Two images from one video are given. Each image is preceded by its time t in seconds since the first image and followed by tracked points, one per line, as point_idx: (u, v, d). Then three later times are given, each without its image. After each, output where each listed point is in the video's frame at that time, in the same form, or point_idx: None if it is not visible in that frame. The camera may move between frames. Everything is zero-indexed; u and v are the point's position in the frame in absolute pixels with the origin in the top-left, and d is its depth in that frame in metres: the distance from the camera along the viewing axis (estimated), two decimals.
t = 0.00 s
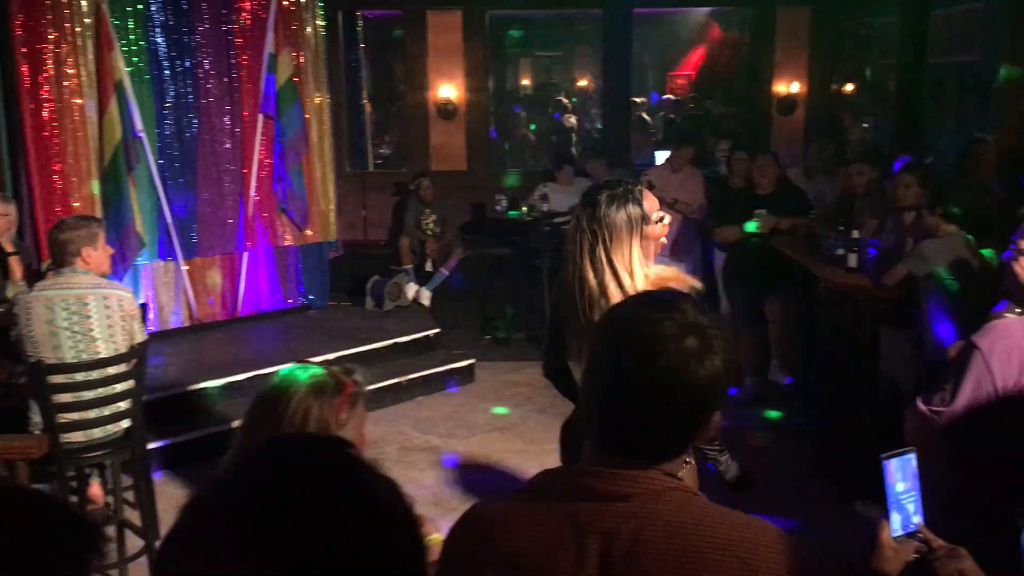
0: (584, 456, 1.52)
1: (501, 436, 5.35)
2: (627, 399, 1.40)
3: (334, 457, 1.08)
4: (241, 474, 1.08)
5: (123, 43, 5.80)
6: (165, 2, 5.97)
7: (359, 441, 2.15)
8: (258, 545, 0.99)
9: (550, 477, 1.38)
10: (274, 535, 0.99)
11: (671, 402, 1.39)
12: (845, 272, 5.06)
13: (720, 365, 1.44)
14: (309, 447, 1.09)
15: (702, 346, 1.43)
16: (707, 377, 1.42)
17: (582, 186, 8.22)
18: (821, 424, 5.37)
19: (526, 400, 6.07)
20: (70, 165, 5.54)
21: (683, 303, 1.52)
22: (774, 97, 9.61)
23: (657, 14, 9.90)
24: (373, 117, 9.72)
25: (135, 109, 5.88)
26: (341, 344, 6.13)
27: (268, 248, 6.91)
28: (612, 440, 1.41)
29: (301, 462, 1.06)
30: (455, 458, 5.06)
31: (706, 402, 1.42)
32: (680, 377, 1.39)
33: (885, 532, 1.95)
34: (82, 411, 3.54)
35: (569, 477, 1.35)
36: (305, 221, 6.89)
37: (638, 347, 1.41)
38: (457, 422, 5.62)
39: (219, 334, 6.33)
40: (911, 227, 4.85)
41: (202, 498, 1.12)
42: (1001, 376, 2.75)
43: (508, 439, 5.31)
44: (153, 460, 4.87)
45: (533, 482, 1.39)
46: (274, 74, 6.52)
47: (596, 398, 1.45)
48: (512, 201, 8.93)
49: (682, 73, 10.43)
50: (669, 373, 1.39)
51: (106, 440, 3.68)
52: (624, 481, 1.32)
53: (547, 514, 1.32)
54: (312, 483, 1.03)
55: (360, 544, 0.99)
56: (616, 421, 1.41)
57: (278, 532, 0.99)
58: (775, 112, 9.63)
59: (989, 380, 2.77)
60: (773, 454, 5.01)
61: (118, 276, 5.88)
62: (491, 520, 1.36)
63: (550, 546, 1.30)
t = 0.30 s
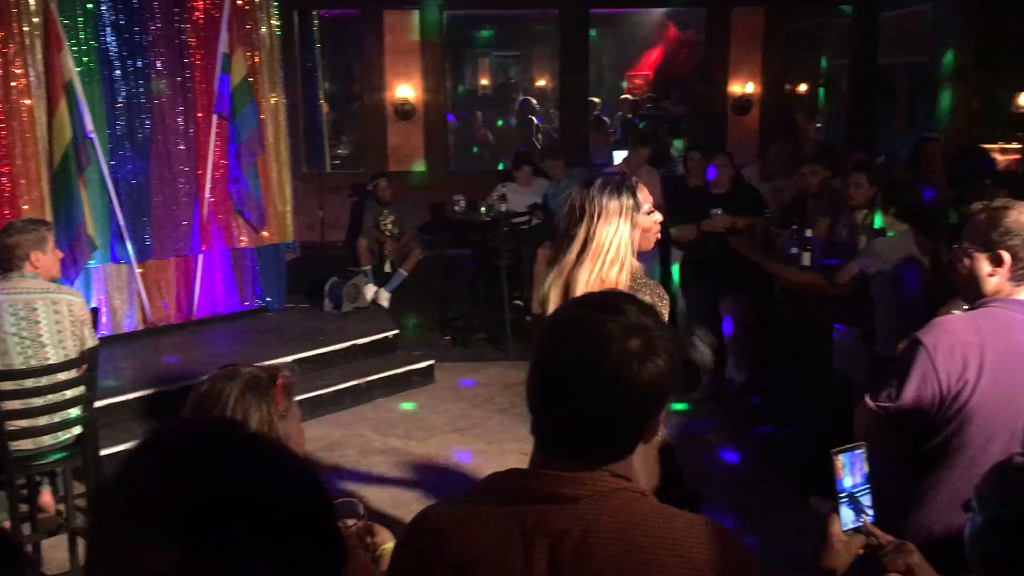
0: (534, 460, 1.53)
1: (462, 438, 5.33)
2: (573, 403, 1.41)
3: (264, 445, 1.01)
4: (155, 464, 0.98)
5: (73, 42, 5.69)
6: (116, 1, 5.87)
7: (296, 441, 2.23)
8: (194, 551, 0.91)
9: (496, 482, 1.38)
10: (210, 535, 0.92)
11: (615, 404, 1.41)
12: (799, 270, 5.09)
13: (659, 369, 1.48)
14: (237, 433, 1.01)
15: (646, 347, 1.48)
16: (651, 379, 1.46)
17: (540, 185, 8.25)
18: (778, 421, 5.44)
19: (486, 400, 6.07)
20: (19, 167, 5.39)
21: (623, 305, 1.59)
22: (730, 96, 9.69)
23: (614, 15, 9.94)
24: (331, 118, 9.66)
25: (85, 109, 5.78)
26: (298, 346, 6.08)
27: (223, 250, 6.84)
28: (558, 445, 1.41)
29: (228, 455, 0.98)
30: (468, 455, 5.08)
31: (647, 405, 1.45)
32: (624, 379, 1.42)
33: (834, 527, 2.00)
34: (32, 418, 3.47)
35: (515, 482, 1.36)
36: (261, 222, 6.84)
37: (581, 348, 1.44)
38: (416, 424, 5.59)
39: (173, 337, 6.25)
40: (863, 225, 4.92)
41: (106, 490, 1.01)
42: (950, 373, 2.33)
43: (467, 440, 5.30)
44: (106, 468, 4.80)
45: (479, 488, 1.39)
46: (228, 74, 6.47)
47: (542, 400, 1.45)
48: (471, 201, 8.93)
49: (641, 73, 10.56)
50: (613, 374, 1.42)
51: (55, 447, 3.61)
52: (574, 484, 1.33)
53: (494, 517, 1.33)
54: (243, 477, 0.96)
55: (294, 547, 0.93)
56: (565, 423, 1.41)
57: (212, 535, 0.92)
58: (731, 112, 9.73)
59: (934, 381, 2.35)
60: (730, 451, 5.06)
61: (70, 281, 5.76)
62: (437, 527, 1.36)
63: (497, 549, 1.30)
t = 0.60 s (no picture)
0: (499, 464, 1.53)
1: (434, 439, 5.32)
2: (540, 405, 1.41)
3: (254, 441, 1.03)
4: (138, 464, 0.95)
5: (36, 41, 5.61)
6: None
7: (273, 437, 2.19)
8: (193, 548, 0.92)
9: (464, 485, 1.37)
10: (212, 530, 0.94)
11: (581, 404, 1.42)
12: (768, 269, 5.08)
13: (621, 371, 1.50)
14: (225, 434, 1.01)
15: (609, 349, 1.52)
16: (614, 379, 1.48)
17: (510, 185, 8.26)
18: (749, 419, 5.48)
19: (458, 400, 6.06)
20: None
21: (588, 306, 1.62)
22: (699, 96, 9.75)
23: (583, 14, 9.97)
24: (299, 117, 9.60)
25: (50, 110, 5.69)
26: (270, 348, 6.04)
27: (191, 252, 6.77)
28: (527, 446, 1.41)
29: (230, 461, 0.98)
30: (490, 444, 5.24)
31: (612, 405, 1.47)
32: (589, 380, 1.44)
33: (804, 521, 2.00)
34: None
35: (483, 485, 1.35)
36: (229, 224, 6.79)
37: (547, 349, 1.45)
38: (388, 425, 5.57)
39: (141, 340, 6.17)
40: (831, 224, 4.97)
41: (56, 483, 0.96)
42: (913, 366, 2.38)
43: (440, 441, 5.29)
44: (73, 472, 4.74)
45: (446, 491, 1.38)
46: (195, 74, 6.38)
47: (508, 401, 1.44)
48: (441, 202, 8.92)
49: (611, 73, 10.73)
50: (578, 375, 1.43)
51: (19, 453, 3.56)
52: (542, 486, 1.33)
53: (464, 518, 1.32)
54: (244, 475, 0.98)
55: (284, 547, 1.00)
56: (531, 425, 1.41)
57: (211, 535, 0.93)
58: (699, 112, 9.79)
59: (899, 370, 2.40)
60: (701, 449, 5.09)
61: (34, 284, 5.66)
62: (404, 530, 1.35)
63: (467, 553, 1.29)
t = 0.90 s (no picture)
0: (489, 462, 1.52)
1: (419, 439, 5.31)
2: (530, 403, 1.41)
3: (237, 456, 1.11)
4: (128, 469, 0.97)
5: (16, 40, 5.55)
6: None
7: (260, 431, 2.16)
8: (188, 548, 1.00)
9: (453, 483, 1.36)
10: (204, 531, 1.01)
11: (569, 401, 1.42)
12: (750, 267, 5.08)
13: (610, 367, 1.50)
14: (215, 420, 1.21)
15: (597, 345, 1.51)
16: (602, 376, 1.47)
17: (494, 184, 8.27)
18: (732, 417, 5.50)
19: (443, 400, 6.05)
20: None
21: (574, 303, 1.61)
22: (683, 96, 9.78)
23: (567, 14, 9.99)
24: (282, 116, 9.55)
25: (29, 109, 5.63)
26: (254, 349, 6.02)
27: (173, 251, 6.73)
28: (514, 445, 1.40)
29: (219, 450, 1.18)
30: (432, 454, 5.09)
31: (601, 401, 1.46)
32: (577, 377, 1.43)
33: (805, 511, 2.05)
34: None
35: (473, 483, 1.34)
36: (212, 224, 6.75)
37: (535, 346, 1.44)
38: (373, 426, 5.56)
39: (123, 341, 6.12)
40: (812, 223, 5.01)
41: (74, 459, 1.22)
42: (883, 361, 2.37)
43: (424, 441, 5.28)
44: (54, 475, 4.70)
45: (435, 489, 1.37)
46: (176, 72, 6.36)
47: (495, 400, 1.44)
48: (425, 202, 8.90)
49: (595, 72, 10.97)
50: (567, 372, 1.43)
51: None
52: (532, 484, 1.33)
53: (454, 516, 1.31)
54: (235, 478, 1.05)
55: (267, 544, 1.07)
56: (519, 423, 1.41)
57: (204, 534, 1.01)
58: (683, 111, 9.81)
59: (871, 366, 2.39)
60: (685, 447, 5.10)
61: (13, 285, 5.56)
62: (391, 529, 1.33)
63: (458, 553, 1.28)
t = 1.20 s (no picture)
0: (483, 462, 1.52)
1: (410, 439, 5.31)
2: (522, 403, 1.41)
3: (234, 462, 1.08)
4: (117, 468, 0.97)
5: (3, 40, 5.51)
6: None
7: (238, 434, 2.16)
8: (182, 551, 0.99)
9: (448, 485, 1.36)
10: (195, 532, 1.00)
11: (564, 401, 1.41)
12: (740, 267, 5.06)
13: (603, 366, 1.50)
14: (210, 421, 1.19)
15: (588, 345, 1.50)
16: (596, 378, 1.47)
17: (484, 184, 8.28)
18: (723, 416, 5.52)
19: (433, 400, 6.05)
20: None
21: (565, 305, 1.61)
22: (673, 96, 9.79)
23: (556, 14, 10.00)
24: (272, 116, 9.52)
25: (17, 109, 5.59)
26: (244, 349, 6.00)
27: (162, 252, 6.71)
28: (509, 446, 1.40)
29: (213, 453, 1.17)
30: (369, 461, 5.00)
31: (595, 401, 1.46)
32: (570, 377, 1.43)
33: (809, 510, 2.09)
34: None
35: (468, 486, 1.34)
36: (202, 224, 6.73)
37: (528, 347, 1.44)
38: (363, 426, 5.55)
39: (110, 342, 6.08)
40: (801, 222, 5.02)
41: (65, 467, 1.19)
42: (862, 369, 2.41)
43: (416, 441, 5.28)
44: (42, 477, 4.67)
45: (431, 492, 1.37)
46: (165, 72, 6.36)
47: (488, 403, 1.43)
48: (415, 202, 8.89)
49: (585, 72, 11.28)
50: (560, 372, 1.43)
51: None
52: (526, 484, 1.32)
53: (450, 518, 1.30)
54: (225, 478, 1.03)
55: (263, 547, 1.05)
56: (513, 424, 1.41)
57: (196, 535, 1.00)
58: (673, 110, 9.83)
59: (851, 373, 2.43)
60: (676, 446, 5.11)
61: None
62: (387, 533, 1.32)
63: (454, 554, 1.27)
